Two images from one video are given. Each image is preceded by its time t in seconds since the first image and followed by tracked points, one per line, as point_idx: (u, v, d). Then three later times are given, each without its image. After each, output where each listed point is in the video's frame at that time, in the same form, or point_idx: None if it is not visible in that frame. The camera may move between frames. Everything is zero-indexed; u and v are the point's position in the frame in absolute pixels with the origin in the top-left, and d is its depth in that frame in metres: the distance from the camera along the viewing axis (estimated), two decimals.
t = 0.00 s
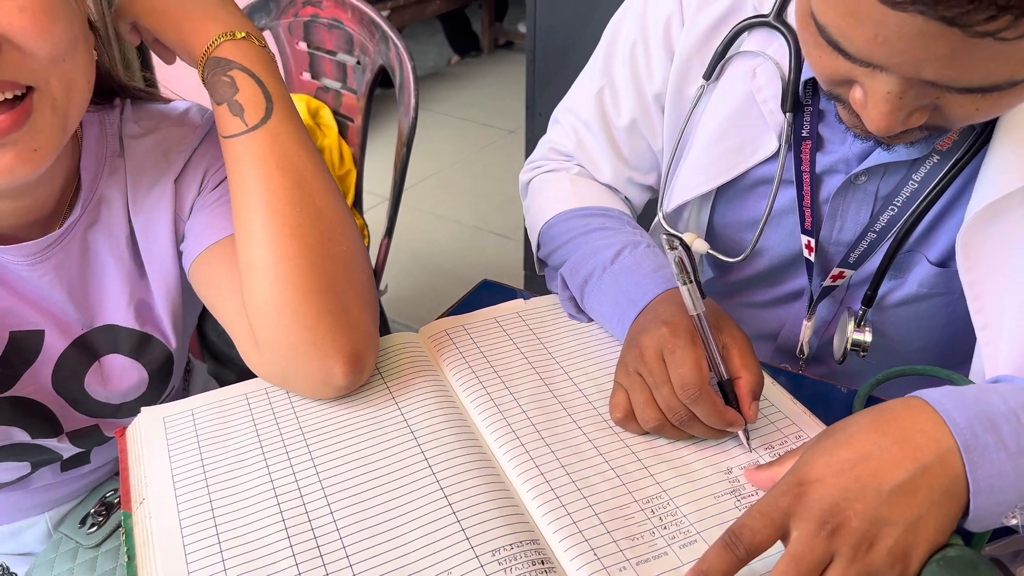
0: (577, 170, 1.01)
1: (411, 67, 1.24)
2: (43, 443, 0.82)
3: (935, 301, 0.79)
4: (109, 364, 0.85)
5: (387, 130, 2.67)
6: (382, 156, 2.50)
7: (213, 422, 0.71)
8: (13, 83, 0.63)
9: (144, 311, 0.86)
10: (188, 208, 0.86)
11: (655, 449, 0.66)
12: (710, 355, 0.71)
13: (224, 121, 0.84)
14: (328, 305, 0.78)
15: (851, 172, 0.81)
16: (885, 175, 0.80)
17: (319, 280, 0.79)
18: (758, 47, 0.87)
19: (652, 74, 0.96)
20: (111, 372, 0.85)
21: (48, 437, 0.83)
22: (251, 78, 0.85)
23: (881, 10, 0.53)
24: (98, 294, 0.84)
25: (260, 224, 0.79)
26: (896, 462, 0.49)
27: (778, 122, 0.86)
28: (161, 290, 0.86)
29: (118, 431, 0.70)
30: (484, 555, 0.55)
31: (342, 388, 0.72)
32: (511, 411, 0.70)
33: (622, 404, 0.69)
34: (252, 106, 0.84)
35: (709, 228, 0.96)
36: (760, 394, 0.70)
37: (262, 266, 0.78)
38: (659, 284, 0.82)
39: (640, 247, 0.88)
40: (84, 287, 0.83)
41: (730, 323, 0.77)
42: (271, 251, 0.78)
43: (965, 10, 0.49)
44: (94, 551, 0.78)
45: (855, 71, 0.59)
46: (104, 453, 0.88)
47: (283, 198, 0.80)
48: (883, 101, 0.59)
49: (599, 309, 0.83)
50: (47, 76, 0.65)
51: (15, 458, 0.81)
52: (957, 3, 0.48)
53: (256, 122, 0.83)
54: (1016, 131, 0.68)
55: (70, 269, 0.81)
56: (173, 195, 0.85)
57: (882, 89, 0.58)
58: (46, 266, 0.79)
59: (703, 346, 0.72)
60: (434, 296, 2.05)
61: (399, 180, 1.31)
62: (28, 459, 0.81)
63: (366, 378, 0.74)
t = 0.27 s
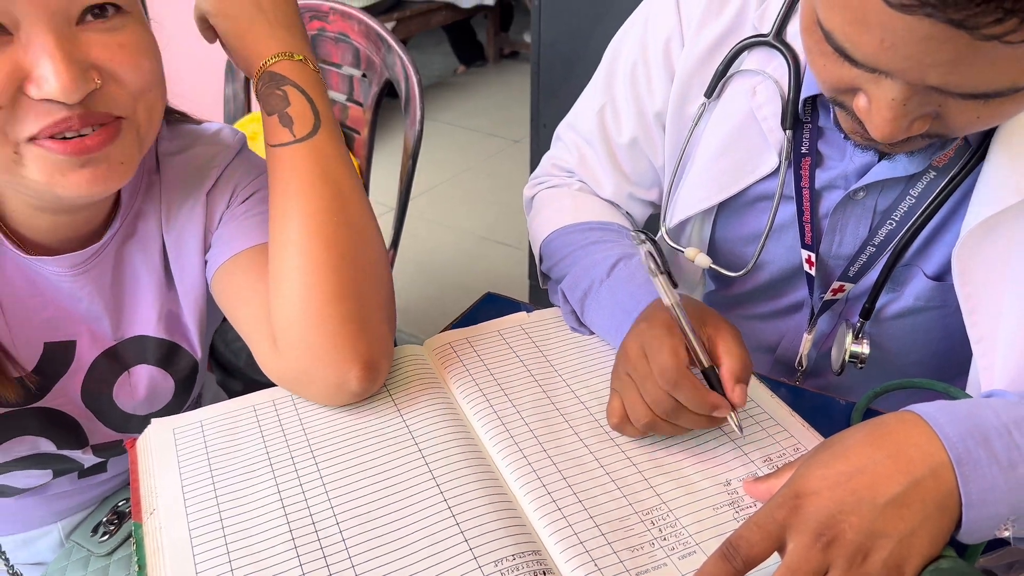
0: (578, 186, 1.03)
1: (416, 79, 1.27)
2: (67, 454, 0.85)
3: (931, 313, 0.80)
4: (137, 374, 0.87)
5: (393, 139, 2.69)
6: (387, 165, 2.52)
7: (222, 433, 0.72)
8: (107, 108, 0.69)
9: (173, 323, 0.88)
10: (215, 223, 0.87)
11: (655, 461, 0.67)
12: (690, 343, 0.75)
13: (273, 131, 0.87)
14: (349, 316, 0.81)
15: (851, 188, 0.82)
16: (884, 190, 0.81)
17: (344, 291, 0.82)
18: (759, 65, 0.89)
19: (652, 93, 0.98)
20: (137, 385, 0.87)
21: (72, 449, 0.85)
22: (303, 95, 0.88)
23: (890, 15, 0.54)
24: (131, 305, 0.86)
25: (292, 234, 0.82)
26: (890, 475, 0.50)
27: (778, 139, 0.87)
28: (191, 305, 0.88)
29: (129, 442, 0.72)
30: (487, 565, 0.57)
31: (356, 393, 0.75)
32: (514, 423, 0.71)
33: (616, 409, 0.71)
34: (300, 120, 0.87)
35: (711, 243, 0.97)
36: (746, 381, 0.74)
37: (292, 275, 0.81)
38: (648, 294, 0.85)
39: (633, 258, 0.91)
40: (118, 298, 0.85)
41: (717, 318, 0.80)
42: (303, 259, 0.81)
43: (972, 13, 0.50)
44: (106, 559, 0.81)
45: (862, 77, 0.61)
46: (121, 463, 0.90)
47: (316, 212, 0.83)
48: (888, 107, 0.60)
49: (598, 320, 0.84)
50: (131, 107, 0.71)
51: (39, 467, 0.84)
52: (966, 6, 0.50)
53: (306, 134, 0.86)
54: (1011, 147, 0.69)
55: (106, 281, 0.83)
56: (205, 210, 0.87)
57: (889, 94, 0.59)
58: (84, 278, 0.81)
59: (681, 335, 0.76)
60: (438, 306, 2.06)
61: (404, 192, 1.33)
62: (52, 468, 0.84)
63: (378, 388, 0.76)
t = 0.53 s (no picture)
0: (582, 198, 1.04)
1: (425, 91, 1.29)
2: (103, 458, 0.88)
3: (934, 324, 0.81)
4: (174, 377, 0.90)
5: (404, 150, 2.72)
6: (398, 175, 2.54)
7: (233, 441, 0.73)
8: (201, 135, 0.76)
9: (211, 329, 0.93)
10: (252, 230, 0.92)
11: (659, 470, 0.68)
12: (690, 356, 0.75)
13: (308, 143, 0.92)
14: (364, 321, 0.84)
15: (854, 200, 0.83)
16: (886, 203, 0.82)
17: (361, 297, 0.85)
18: (763, 80, 0.90)
19: (657, 108, 1.00)
20: (168, 388, 0.90)
21: (108, 452, 0.88)
22: (339, 113, 0.93)
23: (902, 13, 0.55)
24: (176, 310, 0.91)
25: (315, 242, 0.86)
26: (891, 484, 0.51)
27: (783, 153, 0.88)
28: (226, 314, 0.93)
29: (142, 449, 0.73)
30: (492, 571, 0.57)
31: (361, 394, 0.76)
32: (520, 431, 0.72)
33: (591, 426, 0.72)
34: (334, 134, 0.92)
35: (717, 255, 0.98)
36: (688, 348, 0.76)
37: (314, 281, 0.85)
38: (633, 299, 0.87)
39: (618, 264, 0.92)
40: (165, 303, 0.90)
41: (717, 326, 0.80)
42: (325, 265, 0.85)
43: (981, 7, 0.50)
44: (121, 562, 0.83)
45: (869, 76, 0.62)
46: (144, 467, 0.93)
47: (339, 221, 0.87)
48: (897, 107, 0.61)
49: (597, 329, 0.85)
50: (226, 130, 0.78)
51: (71, 469, 0.87)
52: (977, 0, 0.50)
53: (338, 146, 0.91)
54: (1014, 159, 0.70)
55: (158, 285, 0.89)
56: (246, 218, 0.92)
57: (896, 95, 0.61)
58: (138, 282, 0.87)
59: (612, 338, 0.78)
60: (448, 315, 2.08)
61: (414, 202, 1.35)
62: (84, 470, 0.88)
63: (388, 391, 0.78)
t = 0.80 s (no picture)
0: (597, 218, 1.08)
1: (444, 113, 1.33)
2: (144, 466, 0.94)
3: (936, 342, 0.83)
4: (214, 389, 0.96)
5: (420, 167, 2.76)
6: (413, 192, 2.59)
7: (262, 449, 0.77)
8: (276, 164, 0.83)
9: (248, 342, 0.98)
10: (293, 247, 0.97)
11: (672, 482, 0.71)
12: (713, 385, 0.78)
13: (347, 167, 0.97)
14: (389, 335, 0.88)
15: (859, 223, 0.86)
16: (891, 224, 0.84)
17: (390, 312, 0.89)
18: (771, 107, 0.93)
19: (669, 133, 1.03)
20: (207, 399, 0.96)
21: (150, 461, 0.94)
22: (377, 141, 0.99)
23: (902, 50, 0.57)
24: (220, 323, 0.96)
25: (349, 259, 0.91)
26: (892, 494, 0.54)
27: (790, 177, 0.91)
28: (265, 327, 0.98)
29: (176, 457, 0.76)
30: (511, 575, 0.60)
31: (386, 403, 0.80)
32: (537, 442, 0.75)
33: (636, 438, 0.74)
34: (371, 160, 0.98)
35: (727, 274, 1.01)
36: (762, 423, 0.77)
37: (346, 295, 0.89)
38: (666, 322, 0.88)
39: (650, 286, 0.95)
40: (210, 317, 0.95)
41: (735, 355, 0.83)
42: (359, 277, 0.90)
43: (976, 46, 0.53)
44: (151, 565, 0.87)
45: (871, 110, 0.65)
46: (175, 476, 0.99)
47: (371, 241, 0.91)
48: (897, 137, 0.64)
49: (613, 344, 0.88)
50: (292, 148, 0.85)
51: (113, 476, 0.93)
52: (971, 40, 0.53)
53: (376, 169, 0.97)
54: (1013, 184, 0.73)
55: (205, 302, 0.93)
56: (285, 236, 0.98)
57: (897, 127, 0.64)
58: (190, 298, 0.91)
59: (707, 376, 0.79)
60: (461, 329, 2.11)
61: (432, 220, 1.38)
62: (126, 477, 0.94)
63: (411, 401, 0.82)
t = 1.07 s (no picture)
0: (609, 234, 1.11)
1: (461, 135, 1.39)
2: (175, 470, 0.99)
3: (934, 355, 0.87)
4: (240, 398, 1.01)
5: (437, 188, 2.83)
6: (431, 212, 2.65)
7: (289, 451, 0.81)
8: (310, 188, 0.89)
9: (273, 353, 1.03)
10: (314, 263, 1.02)
11: (677, 484, 0.74)
12: (727, 401, 0.80)
13: (364, 185, 1.02)
14: (406, 344, 0.92)
15: (860, 239, 0.90)
16: (890, 241, 0.88)
17: (405, 324, 0.93)
18: (776, 130, 0.98)
19: (679, 154, 1.08)
20: (236, 407, 1.01)
21: (180, 466, 0.99)
22: (391, 158, 1.04)
23: (900, 69, 0.61)
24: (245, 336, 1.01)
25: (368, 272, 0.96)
26: (883, 494, 0.57)
27: (795, 197, 0.95)
28: (289, 337, 1.03)
29: (207, 458, 0.80)
30: (523, 569, 0.64)
31: (405, 411, 0.84)
32: (549, 446, 0.79)
33: (648, 443, 0.78)
34: (387, 176, 1.03)
35: (734, 289, 1.05)
36: (772, 436, 0.79)
37: (365, 306, 0.94)
38: (680, 337, 0.92)
39: (665, 302, 0.98)
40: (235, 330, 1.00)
41: (744, 370, 0.85)
42: (374, 295, 0.94)
43: (969, 65, 0.57)
44: (178, 565, 0.91)
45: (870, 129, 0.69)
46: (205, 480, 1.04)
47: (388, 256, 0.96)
48: (896, 156, 0.67)
49: (625, 355, 0.92)
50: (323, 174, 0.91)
51: (146, 479, 0.97)
52: (965, 59, 0.57)
53: (388, 187, 1.02)
54: (1006, 204, 0.76)
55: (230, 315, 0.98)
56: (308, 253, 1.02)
57: (895, 144, 0.67)
58: (216, 312, 0.96)
59: (720, 391, 0.81)
60: (476, 346, 2.15)
61: (450, 237, 1.44)
62: (156, 480, 0.98)
63: (428, 407, 0.85)
